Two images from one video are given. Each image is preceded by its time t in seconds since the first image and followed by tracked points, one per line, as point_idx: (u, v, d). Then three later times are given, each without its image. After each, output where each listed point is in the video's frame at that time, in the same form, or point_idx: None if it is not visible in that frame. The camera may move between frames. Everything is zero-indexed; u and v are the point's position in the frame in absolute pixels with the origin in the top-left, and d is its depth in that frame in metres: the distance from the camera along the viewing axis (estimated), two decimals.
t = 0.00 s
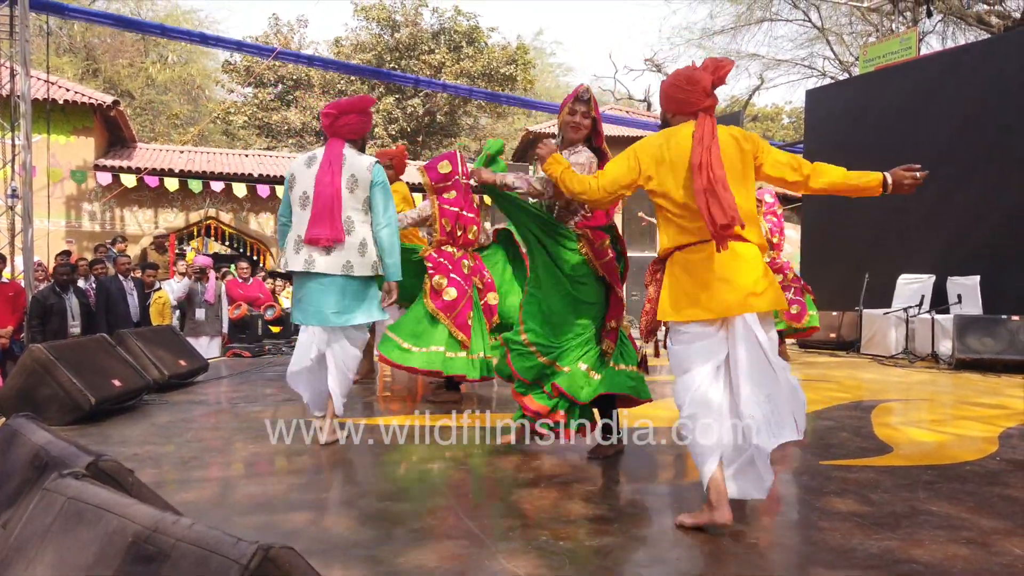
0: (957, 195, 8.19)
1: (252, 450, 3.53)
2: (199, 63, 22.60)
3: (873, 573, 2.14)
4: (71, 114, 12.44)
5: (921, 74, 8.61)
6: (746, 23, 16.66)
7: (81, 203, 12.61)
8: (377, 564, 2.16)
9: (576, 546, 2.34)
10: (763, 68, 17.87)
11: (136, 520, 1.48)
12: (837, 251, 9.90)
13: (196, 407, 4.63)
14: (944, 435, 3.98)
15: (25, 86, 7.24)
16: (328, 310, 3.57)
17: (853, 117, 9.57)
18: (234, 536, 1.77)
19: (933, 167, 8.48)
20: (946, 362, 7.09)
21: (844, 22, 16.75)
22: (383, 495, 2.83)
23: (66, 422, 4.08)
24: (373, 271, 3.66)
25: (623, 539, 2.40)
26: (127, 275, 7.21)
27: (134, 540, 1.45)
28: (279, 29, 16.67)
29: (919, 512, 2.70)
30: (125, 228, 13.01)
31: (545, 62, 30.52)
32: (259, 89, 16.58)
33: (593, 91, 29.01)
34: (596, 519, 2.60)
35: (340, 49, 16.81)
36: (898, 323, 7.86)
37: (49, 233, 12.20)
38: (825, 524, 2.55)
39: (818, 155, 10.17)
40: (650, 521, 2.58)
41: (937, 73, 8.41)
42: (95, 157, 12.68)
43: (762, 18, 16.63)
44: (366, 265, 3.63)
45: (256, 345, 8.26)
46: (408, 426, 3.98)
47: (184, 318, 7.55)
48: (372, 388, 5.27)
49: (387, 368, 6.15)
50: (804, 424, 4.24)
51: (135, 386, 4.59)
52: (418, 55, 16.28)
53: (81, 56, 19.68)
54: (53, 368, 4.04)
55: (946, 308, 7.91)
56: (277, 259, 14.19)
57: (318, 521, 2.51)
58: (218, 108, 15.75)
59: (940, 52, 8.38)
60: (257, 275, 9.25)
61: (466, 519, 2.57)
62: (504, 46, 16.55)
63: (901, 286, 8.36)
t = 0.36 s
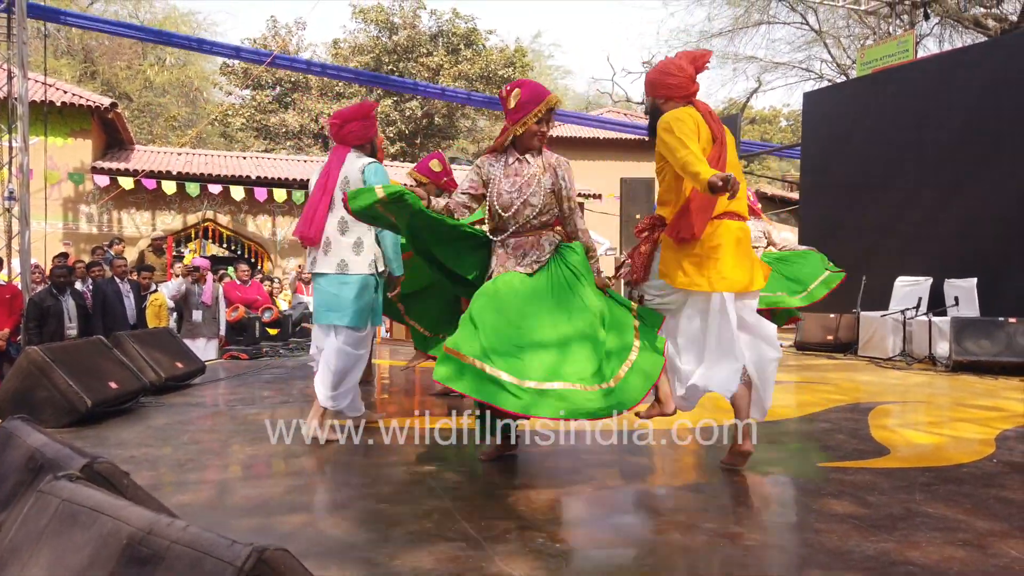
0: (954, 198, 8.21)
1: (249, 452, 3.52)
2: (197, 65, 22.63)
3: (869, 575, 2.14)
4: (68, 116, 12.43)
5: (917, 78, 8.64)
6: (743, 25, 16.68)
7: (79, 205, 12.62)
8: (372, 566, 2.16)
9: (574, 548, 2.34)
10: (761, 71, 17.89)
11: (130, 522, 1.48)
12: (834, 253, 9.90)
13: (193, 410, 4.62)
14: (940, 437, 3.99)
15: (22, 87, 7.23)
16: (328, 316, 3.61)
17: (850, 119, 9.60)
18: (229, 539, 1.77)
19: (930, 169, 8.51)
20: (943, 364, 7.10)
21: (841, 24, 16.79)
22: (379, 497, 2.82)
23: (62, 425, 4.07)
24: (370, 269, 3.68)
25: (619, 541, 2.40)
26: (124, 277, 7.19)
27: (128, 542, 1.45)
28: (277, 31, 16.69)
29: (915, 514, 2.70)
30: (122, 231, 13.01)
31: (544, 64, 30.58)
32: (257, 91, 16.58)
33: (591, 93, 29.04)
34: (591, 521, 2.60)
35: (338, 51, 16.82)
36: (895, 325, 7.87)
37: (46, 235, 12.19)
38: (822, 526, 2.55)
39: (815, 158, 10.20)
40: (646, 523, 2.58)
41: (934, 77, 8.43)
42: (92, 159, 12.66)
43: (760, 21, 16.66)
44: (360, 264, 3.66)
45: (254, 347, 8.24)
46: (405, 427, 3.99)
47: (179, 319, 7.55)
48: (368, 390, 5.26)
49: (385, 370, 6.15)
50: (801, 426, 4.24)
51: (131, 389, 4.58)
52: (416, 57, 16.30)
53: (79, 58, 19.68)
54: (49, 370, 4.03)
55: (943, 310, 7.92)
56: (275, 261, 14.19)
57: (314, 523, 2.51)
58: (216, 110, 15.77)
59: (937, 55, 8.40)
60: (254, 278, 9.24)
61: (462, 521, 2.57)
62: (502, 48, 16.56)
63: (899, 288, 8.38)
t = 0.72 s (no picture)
0: (950, 199, 8.23)
1: (245, 454, 3.52)
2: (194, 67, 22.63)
3: None
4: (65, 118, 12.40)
5: (913, 80, 8.66)
6: (741, 28, 16.70)
7: (76, 206, 12.62)
8: (368, 568, 2.15)
9: (571, 550, 2.34)
10: (758, 73, 17.93)
11: (125, 524, 1.47)
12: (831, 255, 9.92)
13: (189, 412, 4.62)
14: (938, 439, 3.99)
15: (18, 89, 7.22)
16: (338, 312, 3.87)
17: (847, 121, 9.62)
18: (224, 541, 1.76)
19: (926, 171, 8.52)
20: (940, 366, 7.11)
21: (838, 27, 16.83)
22: (376, 499, 2.82)
23: (59, 427, 4.06)
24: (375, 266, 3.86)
25: (616, 543, 2.40)
26: (121, 279, 7.17)
27: (123, 545, 1.44)
28: (274, 33, 16.69)
29: (912, 515, 2.70)
30: (119, 233, 13.00)
31: (542, 66, 30.58)
32: (254, 93, 16.58)
33: (589, 95, 29.08)
34: (587, 523, 2.60)
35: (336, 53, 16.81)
36: (891, 327, 7.88)
37: (43, 237, 12.17)
38: (819, 528, 2.55)
39: (811, 161, 10.22)
40: (642, 525, 2.58)
41: (929, 79, 8.46)
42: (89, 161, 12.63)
43: (757, 23, 16.68)
44: (366, 261, 3.83)
45: (251, 349, 8.23)
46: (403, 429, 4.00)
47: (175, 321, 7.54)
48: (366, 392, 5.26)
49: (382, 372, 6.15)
50: (798, 428, 4.24)
51: (128, 391, 4.58)
52: (414, 59, 16.31)
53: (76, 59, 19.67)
54: (46, 373, 4.02)
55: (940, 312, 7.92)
56: (272, 263, 14.18)
57: (311, 525, 2.51)
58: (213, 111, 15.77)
59: (932, 58, 8.43)
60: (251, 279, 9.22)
61: (458, 523, 2.56)
62: (500, 50, 16.55)
63: (896, 290, 8.39)
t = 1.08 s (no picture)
0: (947, 201, 8.24)
1: (243, 456, 3.51)
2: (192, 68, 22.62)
3: None
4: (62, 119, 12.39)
5: (910, 82, 8.68)
6: (737, 30, 16.72)
7: (73, 208, 12.63)
8: (365, 570, 2.15)
9: (568, 551, 2.33)
10: (756, 75, 17.94)
11: (121, 526, 1.47)
12: (828, 257, 9.94)
13: (186, 413, 4.60)
14: (935, 440, 4.00)
15: (15, 90, 7.20)
16: (358, 316, 3.89)
17: (843, 124, 9.64)
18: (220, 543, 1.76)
19: (923, 174, 8.53)
20: (937, 367, 7.11)
21: (835, 29, 16.88)
22: (374, 500, 2.81)
23: (55, 429, 4.05)
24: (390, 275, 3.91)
25: (614, 544, 2.40)
26: (118, 281, 7.16)
27: (119, 546, 1.44)
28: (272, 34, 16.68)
29: (910, 516, 2.70)
30: (116, 234, 12.99)
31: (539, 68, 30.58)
32: (252, 95, 16.46)
33: (585, 97, 29.10)
34: (585, 524, 2.59)
35: (333, 55, 16.80)
36: (889, 329, 7.89)
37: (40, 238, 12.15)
38: (818, 529, 2.55)
39: (808, 163, 10.24)
40: (639, 526, 2.58)
41: (925, 82, 8.48)
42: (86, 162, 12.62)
43: (754, 25, 16.70)
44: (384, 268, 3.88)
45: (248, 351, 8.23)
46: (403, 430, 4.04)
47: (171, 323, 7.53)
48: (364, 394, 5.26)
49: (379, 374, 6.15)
50: (796, 429, 4.25)
51: (125, 393, 4.56)
52: (411, 61, 16.31)
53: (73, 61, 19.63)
54: (42, 375, 4.01)
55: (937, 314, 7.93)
56: (269, 264, 14.16)
57: (308, 527, 2.50)
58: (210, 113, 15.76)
59: (928, 60, 8.45)
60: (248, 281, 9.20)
61: (456, 525, 2.55)
62: (497, 52, 16.54)
63: (893, 292, 8.40)
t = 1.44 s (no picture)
0: (943, 202, 8.25)
1: (238, 457, 3.50)
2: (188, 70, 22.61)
3: None
4: (58, 120, 12.37)
5: (905, 84, 8.70)
6: (734, 32, 16.77)
7: (68, 209, 12.59)
8: (361, 571, 2.14)
9: (563, 552, 2.33)
10: (752, 77, 17.99)
11: (113, 527, 1.46)
12: (824, 258, 9.95)
13: (182, 415, 4.59)
14: (930, 441, 4.01)
15: (10, 90, 7.18)
16: (410, 317, 4.01)
17: (838, 126, 9.67)
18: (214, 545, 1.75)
19: (919, 175, 8.55)
20: (933, 368, 7.12)
21: (831, 32, 16.96)
22: (369, 502, 2.81)
23: (50, 431, 4.03)
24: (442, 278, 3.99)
25: (610, 545, 2.40)
26: (114, 282, 7.15)
27: (112, 547, 1.43)
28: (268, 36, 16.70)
29: (905, 517, 2.70)
30: (111, 236, 12.96)
31: (536, 70, 30.62)
32: (248, 96, 16.65)
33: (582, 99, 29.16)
34: (582, 525, 2.59)
35: (330, 56, 16.82)
36: (884, 330, 7.90)
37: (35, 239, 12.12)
38: (814, 530, 2.55)
39: (804, 165, 10.26)
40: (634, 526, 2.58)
41: (920, 83, 8.51)
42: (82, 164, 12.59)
43: (751, 27, 16.75)
44: (434, 273, 3.99)
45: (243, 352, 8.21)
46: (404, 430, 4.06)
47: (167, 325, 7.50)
48: (360, 395, 5.25)
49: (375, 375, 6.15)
50: (792, 430, 4.25)
51: (120, 394, 4.55)
52: (408, 62, 16.33)
53: (69, 62, 19.59)
54: (36, 376, 4.00)
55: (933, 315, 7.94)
56: (265, 266, 14.14)
57: (303, 529, 2.49)
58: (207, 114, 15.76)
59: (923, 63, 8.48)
60: (244, 282, 9.20)
61: (452, 527, 2.55)
62: (494, 54, 16.53)
63: (889, 294, 8.41)
